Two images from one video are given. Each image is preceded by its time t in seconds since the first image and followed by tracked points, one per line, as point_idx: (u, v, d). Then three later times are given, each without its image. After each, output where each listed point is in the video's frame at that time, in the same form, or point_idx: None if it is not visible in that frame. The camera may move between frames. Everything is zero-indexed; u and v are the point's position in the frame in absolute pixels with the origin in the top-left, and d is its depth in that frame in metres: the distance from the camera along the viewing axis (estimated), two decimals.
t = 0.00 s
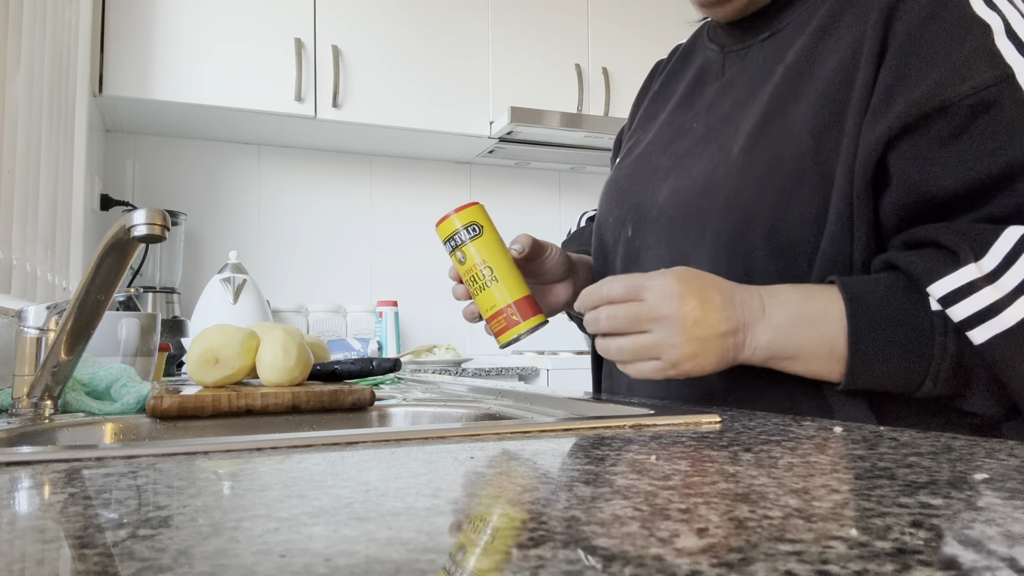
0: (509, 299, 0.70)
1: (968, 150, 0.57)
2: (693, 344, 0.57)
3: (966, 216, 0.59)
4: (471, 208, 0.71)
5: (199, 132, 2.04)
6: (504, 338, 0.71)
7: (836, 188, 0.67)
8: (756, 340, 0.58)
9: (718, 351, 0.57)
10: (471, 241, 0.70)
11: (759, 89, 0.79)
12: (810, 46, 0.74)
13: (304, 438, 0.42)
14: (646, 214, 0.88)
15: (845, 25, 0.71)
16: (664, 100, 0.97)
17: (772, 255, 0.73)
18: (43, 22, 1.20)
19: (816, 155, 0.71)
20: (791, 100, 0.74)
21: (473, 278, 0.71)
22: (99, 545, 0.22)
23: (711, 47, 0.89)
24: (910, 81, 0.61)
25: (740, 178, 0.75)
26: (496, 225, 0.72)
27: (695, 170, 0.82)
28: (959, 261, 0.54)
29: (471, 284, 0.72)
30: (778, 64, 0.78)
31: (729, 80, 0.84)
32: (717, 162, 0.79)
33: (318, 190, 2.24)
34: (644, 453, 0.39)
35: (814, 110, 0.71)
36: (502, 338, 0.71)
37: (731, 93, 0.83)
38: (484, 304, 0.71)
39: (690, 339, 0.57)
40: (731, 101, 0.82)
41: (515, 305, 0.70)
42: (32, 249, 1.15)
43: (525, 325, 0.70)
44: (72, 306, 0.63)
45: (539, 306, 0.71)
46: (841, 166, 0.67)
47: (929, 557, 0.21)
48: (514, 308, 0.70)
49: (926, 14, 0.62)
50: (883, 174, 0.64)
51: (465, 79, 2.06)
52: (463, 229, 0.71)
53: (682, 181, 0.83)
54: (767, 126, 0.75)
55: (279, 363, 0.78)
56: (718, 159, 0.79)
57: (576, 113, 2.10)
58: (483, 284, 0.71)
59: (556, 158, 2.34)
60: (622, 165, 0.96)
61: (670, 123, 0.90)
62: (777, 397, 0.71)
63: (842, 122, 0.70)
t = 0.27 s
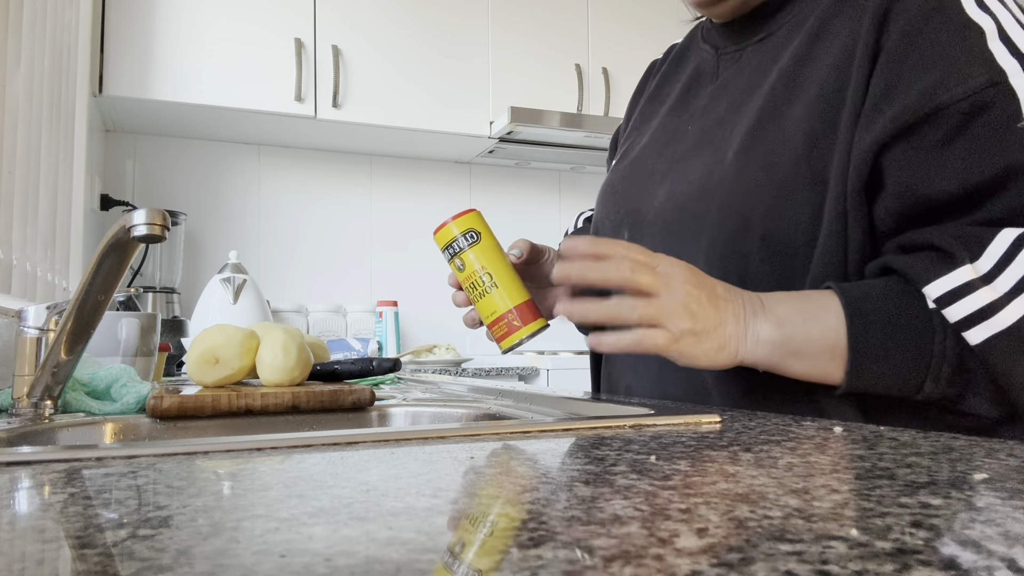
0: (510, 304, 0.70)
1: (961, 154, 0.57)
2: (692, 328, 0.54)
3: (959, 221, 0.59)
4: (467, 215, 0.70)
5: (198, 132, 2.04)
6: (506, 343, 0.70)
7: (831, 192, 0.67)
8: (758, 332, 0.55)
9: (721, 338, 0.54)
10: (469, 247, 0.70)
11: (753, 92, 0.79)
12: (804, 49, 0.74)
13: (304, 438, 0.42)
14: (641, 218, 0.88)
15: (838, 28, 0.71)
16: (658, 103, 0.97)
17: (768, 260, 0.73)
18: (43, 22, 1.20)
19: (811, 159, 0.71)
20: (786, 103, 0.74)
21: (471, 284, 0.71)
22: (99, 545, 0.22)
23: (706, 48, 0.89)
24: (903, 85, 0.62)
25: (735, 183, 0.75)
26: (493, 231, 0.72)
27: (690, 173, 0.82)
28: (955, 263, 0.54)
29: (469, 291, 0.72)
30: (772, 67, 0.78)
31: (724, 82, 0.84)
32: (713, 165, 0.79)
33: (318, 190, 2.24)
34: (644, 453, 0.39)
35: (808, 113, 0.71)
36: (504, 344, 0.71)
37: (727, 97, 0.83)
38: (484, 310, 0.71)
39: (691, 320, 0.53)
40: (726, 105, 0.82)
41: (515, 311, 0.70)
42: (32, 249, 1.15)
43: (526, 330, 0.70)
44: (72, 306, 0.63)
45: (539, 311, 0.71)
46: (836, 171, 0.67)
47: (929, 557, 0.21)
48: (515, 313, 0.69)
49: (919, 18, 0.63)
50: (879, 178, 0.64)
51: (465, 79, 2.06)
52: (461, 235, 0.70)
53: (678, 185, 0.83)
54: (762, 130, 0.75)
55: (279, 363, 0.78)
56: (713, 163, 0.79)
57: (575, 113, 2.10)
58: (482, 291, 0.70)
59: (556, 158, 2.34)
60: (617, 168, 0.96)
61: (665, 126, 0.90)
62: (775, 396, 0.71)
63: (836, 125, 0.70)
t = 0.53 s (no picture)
0: (479, 293, 0.68)
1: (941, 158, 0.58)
2: (664, 359, 0.61)
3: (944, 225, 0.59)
4: (446, 207, 0.71)
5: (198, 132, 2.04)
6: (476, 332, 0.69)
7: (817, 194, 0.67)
8: (742, 351, 0.60)
9: (696, 364, 0.60)
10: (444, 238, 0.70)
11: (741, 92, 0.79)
12: (791, 51, 0.74)
13: (304, 438, 0.42)
14: (632, 219, 0.88)
15: (824, 30, 0.71)
16: (652, 105, 0.97)
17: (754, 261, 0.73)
18: (43, 23, 1.20)
19: (796, 161, 0.71)
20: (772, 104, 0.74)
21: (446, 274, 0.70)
22: (99, 545, 0.22)
23: (698, 49, 0.89)
24: (885, 88, 0.62)
25: (722, 184, 0.75)
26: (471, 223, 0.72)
27: (679, 174, 0.82)
28: (936, 273, 0.54)
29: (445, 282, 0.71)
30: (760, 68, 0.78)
31: (714, 83, 0.84)
32: (701, 166, 0.79)
33: (318, 190, 2.24)
34: (644, 453, 0.39)
35: (795, 115, 0.71)
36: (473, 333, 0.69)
37: (715, 98, 0.82)
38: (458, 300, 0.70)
39: (659, 352, 0.61)
40: (715, 106, 0.82)
41: (483, 299, 0.68)
42: (32, 249, 1.15)
43: (492, 319, 0.68)
44: (72, 306, 0.63)
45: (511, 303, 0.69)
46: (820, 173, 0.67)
47: (929, 557, 0.21)
48: (482, 300, 0.68)
49: (902, 21, 0.63)
50: (864, 182, 0.64)
51: (464, 79, 2.06)
52: (441, 226, 0.70)
53: (667, 186, 0.83)
54: (748, 132, 0.75)
55: (279, 363, 0.78)
56: (701, 164, 0.79)
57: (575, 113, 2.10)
58: (454, 280, 0.70)
59: (556, 158, 2.34)
60: (611, 169, 0.96)
61: (657, 127, 0.90)
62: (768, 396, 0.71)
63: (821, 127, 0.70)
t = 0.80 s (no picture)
0: (430, 265, 0.73)
1: (891, 159, 0.58)
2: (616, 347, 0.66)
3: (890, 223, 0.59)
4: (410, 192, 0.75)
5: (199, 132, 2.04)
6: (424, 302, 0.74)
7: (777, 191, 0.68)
8: (693, 339, 0.63)
9: (646, 351, 0.65)
10: (406, 219, 0.74)
11: (712, 95, 0.80)
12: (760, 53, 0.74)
13: (305, 438, 0.42)
14: (608, 220, 0.88)
15: (792, 32, 0.72)
16: (638, 111, 0.97)
17: (717, 260, 0.73)
18: (43, 22, 1.20)
19: (757, 160, 0.71)
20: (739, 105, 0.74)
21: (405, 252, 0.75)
22: (99, 545, 0.22)
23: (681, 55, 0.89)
24: (843, 89, 0.62)
25: (688, 183, 0.75)
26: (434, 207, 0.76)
27: (652, 174, 0.82)
28: (872, 262, 0.55)
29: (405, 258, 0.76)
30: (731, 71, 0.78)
31: (691, 86, 0.84)
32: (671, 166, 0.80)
33: (318, 190, 2.24)
34: (644, 453, 0.39)
35: (758, 115, 0.71)
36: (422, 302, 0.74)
37: (690, 101, 0.83)
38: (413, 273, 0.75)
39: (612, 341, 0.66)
40: (690, 108, 0.82)
41: (432, 272, 0.72)
42: (32, 249, 1.15)
43: (439, 288, 0.72)
44: (72, 305, 0.63)
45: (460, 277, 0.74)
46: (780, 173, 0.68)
47: (930, 557, 0.21)
48: (432, 273, 0.72)
49: (860, 25, 0.63)
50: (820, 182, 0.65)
51: (464, 79, 2.06)
52: (403, 208, 0.75)
53: (640, 187, 0.84)
54: (716, 133, 0.75)
55: (279, 363, 0.78)
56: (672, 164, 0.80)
57: (575, 113, 2.10)
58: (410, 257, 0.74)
59: (556, 158, 2.34)
60: (595, 172, 0.97)
61: (639, 131, 0.90)
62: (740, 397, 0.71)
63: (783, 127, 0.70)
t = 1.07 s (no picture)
0: (449, 263, 0.77)
1: (848, 155, 0.60)
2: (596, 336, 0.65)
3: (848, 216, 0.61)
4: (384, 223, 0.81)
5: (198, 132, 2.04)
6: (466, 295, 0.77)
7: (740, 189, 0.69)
8: (663, 325, 0.63)
9: (624, 338, 0.65)
10: (398, 242, 0.79)
11: (681, 100, 0.80)
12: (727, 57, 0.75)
13: (305, 439, 0.42)
14: (580, 223, 0.89)
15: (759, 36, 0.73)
16: (617, 120, 0.98)
17: (685, 257, 0.74)
18: (43, 22, 1.20)
19: (722, 159, 0.72)
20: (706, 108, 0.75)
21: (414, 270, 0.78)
22: (99, 545, 0.22)
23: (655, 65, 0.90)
24: (804, 90, 0.64)
25: (658, 183, 0.76)
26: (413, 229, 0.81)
27: (624, 177, 0.83)
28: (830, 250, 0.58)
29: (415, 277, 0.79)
30: (700, 76, 0.79)
31: (663, 92, 0.85)
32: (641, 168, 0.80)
33: (318, 190, 2.24)
34: (644, 453, 0.39)
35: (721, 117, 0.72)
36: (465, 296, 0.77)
37: (663, 106, 0.83)
38: (433, 283, 0.78)
39: (591, 332, 0.65)
40: (663, 112, 0.83)
41: (456, 265, 0.77)
42: (32, 249, 1.15)
43: (472, 275, 0.76)
44: (72, 305, 0.63)
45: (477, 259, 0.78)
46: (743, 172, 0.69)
47: (930, 557, 0.21)
48: (458, 266, 0.77)
49: (822, 31, 0.65)
50: (783, 180, 0.66)
51: (464, 78, 2.06)
52: (386, 238, 0.80)
53: (612, 189, 0.84)
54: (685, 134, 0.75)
55: (279, 363, 0.78)
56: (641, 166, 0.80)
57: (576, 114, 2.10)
58: (423, 268, 0.78)
59: (557, 158, 2.34)
60: (571, 177, 0.97)
61: (615, 138, 0.91)
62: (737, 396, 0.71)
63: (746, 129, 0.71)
